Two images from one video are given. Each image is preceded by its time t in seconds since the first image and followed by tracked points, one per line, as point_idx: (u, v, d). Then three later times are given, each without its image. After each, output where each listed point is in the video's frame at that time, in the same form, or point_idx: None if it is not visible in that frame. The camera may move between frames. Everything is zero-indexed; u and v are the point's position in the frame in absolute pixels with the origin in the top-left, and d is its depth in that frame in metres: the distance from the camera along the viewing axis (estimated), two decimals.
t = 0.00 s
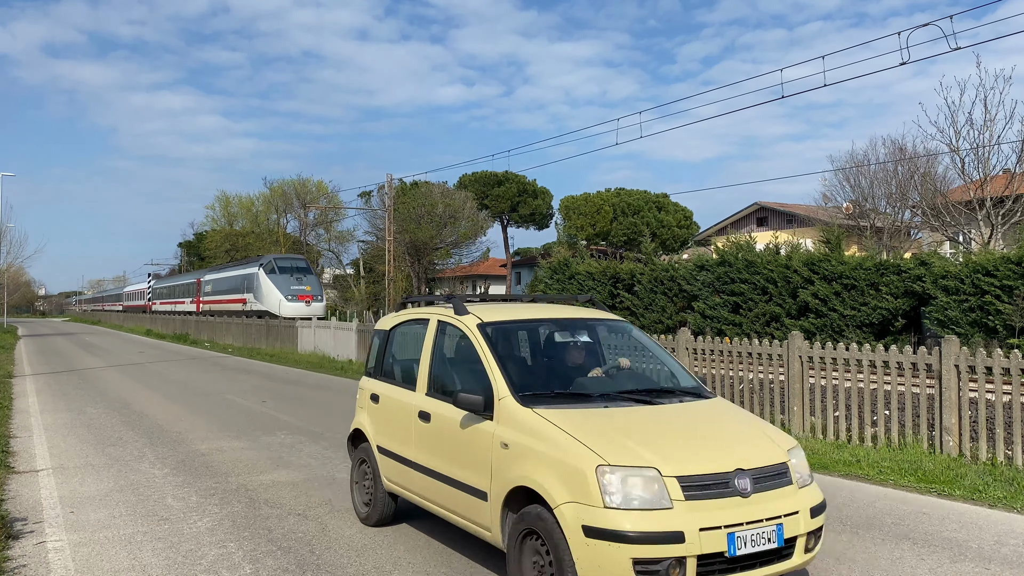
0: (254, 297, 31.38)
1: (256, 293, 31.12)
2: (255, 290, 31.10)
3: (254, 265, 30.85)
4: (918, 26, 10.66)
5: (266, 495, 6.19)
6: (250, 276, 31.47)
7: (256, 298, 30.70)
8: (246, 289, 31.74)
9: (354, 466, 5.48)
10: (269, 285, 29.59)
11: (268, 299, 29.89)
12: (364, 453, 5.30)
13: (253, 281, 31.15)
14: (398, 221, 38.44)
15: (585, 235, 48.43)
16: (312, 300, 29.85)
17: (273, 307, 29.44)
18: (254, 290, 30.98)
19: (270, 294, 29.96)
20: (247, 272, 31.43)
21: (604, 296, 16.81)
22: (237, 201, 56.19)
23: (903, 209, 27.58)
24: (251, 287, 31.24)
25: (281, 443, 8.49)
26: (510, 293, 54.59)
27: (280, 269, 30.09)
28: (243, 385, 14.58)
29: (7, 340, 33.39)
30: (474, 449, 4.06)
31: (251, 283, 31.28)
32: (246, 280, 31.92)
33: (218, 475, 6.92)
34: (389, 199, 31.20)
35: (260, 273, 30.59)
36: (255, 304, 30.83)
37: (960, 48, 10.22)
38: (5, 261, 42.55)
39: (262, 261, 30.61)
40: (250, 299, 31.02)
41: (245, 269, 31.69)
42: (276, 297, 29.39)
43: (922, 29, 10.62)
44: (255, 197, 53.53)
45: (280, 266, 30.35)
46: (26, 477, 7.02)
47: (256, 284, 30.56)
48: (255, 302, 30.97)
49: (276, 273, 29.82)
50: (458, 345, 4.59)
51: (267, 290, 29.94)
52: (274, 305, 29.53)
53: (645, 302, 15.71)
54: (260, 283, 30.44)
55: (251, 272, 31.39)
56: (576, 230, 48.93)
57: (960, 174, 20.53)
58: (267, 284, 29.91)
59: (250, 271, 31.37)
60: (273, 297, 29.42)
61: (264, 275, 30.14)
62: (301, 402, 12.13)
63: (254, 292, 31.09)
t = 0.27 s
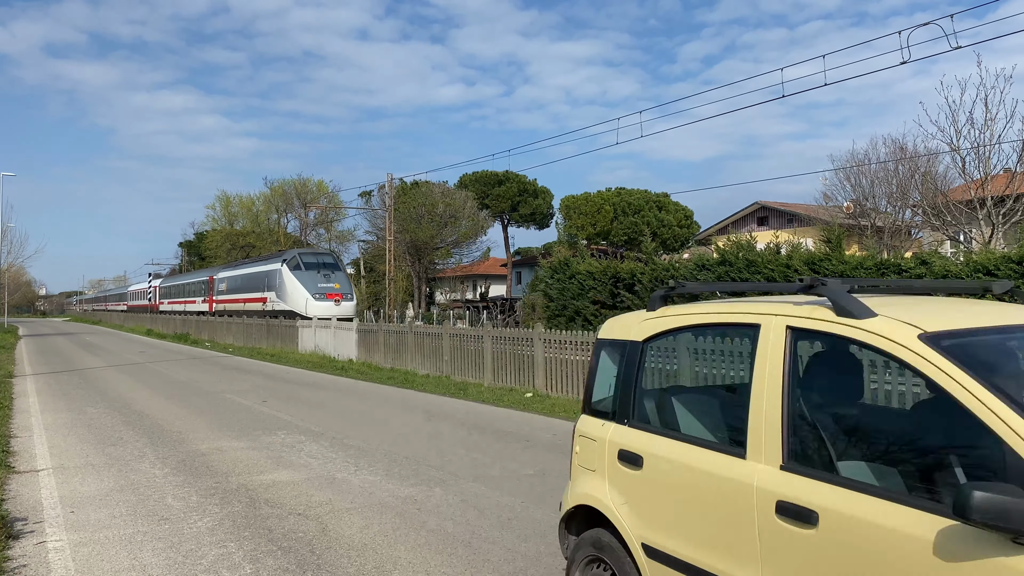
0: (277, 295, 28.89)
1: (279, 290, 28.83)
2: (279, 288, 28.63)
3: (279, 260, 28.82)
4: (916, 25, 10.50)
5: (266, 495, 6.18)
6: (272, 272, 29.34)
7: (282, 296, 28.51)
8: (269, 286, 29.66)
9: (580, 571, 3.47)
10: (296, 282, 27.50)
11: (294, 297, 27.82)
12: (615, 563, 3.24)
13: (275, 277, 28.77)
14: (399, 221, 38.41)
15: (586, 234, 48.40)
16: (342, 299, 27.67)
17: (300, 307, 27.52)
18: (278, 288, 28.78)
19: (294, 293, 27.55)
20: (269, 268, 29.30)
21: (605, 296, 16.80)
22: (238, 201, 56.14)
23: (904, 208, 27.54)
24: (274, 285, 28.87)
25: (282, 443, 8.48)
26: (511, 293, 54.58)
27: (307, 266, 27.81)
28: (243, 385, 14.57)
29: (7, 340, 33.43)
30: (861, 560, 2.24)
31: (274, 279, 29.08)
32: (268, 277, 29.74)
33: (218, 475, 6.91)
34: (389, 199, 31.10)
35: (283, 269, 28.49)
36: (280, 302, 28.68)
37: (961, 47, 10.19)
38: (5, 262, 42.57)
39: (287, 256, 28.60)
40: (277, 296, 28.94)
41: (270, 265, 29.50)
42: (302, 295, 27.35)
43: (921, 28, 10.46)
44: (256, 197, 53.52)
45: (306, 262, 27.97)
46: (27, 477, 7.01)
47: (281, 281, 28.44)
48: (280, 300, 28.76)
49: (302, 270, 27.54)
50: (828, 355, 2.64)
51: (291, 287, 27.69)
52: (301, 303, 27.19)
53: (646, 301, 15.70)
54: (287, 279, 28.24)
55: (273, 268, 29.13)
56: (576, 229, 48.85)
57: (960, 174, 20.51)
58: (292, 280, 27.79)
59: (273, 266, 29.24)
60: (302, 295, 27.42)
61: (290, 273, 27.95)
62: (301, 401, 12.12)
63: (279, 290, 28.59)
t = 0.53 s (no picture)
0: (305, 294, 26.25)
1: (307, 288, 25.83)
2: (309, 285, 25.85)
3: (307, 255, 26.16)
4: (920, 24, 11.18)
5: (267, 495, 6.18)
6: (299, 269, 26.96)
7: (309, 294, 25.82)
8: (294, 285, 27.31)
9: None
10: (326, 280, 24.82)
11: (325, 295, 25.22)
12: None
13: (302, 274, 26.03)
14: (399, 220, 38.42)
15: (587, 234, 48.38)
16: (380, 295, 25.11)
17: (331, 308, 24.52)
18: (304, 286, 26.14)
19: (326, 292, 24.72)
20: (297, 264, 26.78)
21: (605, 296, 16.82)
22: (238, 200, 56.14)
23: (905, 207, 27.55)
24: (302, 284, 26.24)
25: (282, 443, 8.47)
26: (511, 292, 54.59)
27: (338, 262, 25.22)
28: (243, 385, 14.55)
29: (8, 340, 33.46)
30: None
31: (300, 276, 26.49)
32: (293, 275, 27.22)
33: (218, 475, 6.90)
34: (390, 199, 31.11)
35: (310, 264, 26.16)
36: (307, 300, 26.08)
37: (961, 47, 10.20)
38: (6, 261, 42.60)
39: (315, 250, 25.88)
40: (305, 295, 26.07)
41: (298, 259, 27.02)
42: (334, 292, 24.67)
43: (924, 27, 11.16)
44: (256, 197, 53.55)
45: (336, 257, 25.36)
46: (27, 477, 7.01)
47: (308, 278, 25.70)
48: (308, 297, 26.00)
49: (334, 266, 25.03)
50: None
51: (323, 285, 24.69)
52: (334, 303, 24.58)
53: (646, 301, 15.72)
54: (316, 274, 25.28)
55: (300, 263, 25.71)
56: (577, 229, 48.77)
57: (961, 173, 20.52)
58: (321, 278, 25.12)
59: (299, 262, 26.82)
60: (333, 294, 24.65)
61: (321, 270, 25.10)
62: (301, 401, 12.11)
63: (307, 289, 25.81)
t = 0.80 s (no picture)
0: (341, 292, 24.16)
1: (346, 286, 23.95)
2: (348, 282, 23.67)
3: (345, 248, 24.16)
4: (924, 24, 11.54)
5: (267, 495, 6.17)
6: (333, 265, 24.87)
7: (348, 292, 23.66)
8: (327, 277, 25.07)
9: None
10: (366, 276, 22.79)
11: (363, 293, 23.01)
12: None
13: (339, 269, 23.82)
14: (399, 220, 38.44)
15: (587, 234, 48.34)
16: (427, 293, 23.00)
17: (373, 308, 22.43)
18: (340, 282, 24.11)
19: (365, 291, 22.77)
20: (330, 260, 24.69)
21: (606, 296, 16.82)
22: (238, 200, 56.13)
23: (906, 207, 27.51)
24: (336, 280, 24.22)
25: (283, 443, 8.46)
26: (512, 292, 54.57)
27: (377, 256, 23.15)
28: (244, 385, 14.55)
29: (9, 339, 33.48)
30: None
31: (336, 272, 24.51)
32: (329, 271, 25.09)
33: (219, 475, 6.90)
34: (391, 199, 31.06)
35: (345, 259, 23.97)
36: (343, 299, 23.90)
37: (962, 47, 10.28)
38: (7, 261, 42.65)
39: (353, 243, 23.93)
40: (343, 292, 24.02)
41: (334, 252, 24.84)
42: (374, 290, 22.47)
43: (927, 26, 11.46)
44: (257, 197, 53.61)
45: (375, 251, 23.34)
46: (28, 477, 7.02)
47: (344, 273, 23.63)
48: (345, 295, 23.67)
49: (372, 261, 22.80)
50: None
51: (365, 283, 22.75)
52: (374, 302, 22.34)
53: (647, 300, 15.72)
54: (353, 268, 23.35)
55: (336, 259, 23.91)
56: (577, 229, 48.32)
57: (962, 172, 20.50)
58: (361, 274, 22.98)
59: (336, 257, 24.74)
60: (374, 292, 22.46)
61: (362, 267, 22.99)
62: (302, 401, 12.09)
63: (346, 288, 23.72)
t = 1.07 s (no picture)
0: (382, 289, 21.21)
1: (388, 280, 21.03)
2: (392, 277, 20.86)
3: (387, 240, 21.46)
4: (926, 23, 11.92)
5: (268, 495, 6.17)
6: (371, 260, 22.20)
7: (393, 290, 20.61)
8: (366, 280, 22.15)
9: None
10: (413, 271, 19.98)
11: (411, 291, 20.20)
12: None
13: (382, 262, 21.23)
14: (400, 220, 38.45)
15: (588, 233, 48.31)
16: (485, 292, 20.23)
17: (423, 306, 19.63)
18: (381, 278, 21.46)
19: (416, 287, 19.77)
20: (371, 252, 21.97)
21: (606, 295, 16.83)
22: (239, 200, 56.14)
23: (906, 207, 27.49)
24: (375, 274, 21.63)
25: (283, 443, 8.46)
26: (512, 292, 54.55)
27: (425, 249, 20.44)
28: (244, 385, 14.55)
29: (10, 339, 33.52)
30: None
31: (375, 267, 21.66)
32: (366, 268, 22.23)
33: (219, 475, 6.90)
34: (392, 199, 31.02)
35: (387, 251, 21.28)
36: (381, 295, 21.30)
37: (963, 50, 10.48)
38: (7, 261, 42.69)
39: (394, 235, 21.38)
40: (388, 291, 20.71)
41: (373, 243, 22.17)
42: (425, 287, 19.63)
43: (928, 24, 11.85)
44: (257, 197, 53.65)
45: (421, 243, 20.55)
46: (28, 477, 7.02)
47: (387, 268, 20.88)
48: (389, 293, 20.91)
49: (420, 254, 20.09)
50: None
51: (414, 279, 19.93)
52: (425, 300, 19.51)
53: (648, 300, 15.72)
54: (398, 261, 20.45)
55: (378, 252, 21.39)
56: (577, 229, 48.32)
57: (963, 172, 20.49)
58: (409, 269, 20.09)
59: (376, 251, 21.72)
60: (424, 289, 19.62)
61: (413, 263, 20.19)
62: (303, 401, 12.08)
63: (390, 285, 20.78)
